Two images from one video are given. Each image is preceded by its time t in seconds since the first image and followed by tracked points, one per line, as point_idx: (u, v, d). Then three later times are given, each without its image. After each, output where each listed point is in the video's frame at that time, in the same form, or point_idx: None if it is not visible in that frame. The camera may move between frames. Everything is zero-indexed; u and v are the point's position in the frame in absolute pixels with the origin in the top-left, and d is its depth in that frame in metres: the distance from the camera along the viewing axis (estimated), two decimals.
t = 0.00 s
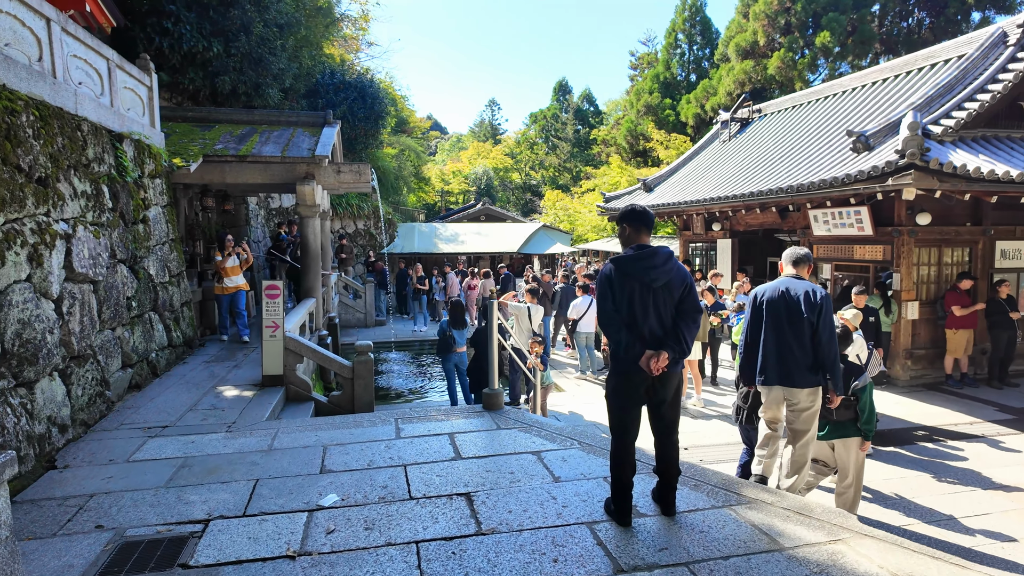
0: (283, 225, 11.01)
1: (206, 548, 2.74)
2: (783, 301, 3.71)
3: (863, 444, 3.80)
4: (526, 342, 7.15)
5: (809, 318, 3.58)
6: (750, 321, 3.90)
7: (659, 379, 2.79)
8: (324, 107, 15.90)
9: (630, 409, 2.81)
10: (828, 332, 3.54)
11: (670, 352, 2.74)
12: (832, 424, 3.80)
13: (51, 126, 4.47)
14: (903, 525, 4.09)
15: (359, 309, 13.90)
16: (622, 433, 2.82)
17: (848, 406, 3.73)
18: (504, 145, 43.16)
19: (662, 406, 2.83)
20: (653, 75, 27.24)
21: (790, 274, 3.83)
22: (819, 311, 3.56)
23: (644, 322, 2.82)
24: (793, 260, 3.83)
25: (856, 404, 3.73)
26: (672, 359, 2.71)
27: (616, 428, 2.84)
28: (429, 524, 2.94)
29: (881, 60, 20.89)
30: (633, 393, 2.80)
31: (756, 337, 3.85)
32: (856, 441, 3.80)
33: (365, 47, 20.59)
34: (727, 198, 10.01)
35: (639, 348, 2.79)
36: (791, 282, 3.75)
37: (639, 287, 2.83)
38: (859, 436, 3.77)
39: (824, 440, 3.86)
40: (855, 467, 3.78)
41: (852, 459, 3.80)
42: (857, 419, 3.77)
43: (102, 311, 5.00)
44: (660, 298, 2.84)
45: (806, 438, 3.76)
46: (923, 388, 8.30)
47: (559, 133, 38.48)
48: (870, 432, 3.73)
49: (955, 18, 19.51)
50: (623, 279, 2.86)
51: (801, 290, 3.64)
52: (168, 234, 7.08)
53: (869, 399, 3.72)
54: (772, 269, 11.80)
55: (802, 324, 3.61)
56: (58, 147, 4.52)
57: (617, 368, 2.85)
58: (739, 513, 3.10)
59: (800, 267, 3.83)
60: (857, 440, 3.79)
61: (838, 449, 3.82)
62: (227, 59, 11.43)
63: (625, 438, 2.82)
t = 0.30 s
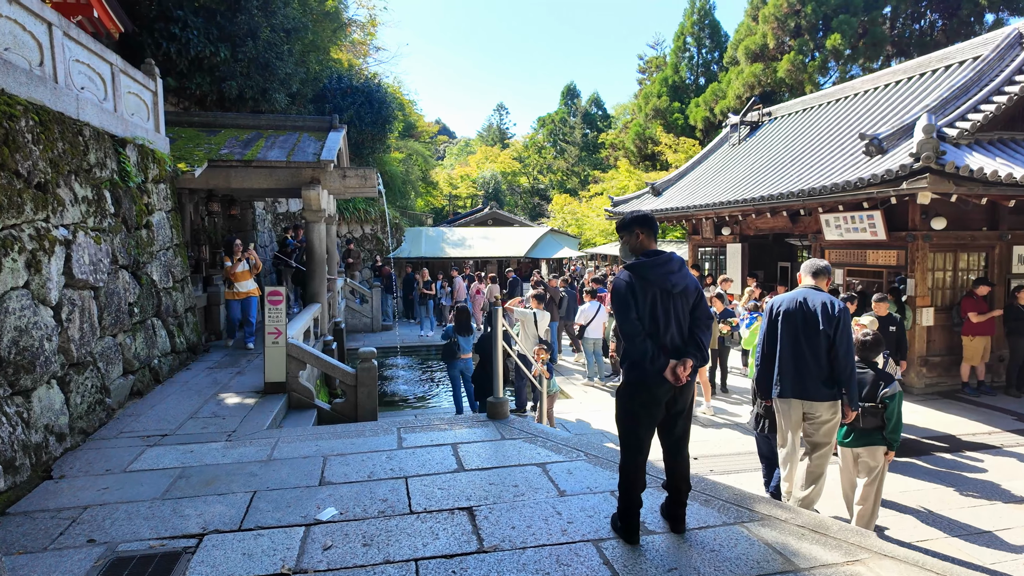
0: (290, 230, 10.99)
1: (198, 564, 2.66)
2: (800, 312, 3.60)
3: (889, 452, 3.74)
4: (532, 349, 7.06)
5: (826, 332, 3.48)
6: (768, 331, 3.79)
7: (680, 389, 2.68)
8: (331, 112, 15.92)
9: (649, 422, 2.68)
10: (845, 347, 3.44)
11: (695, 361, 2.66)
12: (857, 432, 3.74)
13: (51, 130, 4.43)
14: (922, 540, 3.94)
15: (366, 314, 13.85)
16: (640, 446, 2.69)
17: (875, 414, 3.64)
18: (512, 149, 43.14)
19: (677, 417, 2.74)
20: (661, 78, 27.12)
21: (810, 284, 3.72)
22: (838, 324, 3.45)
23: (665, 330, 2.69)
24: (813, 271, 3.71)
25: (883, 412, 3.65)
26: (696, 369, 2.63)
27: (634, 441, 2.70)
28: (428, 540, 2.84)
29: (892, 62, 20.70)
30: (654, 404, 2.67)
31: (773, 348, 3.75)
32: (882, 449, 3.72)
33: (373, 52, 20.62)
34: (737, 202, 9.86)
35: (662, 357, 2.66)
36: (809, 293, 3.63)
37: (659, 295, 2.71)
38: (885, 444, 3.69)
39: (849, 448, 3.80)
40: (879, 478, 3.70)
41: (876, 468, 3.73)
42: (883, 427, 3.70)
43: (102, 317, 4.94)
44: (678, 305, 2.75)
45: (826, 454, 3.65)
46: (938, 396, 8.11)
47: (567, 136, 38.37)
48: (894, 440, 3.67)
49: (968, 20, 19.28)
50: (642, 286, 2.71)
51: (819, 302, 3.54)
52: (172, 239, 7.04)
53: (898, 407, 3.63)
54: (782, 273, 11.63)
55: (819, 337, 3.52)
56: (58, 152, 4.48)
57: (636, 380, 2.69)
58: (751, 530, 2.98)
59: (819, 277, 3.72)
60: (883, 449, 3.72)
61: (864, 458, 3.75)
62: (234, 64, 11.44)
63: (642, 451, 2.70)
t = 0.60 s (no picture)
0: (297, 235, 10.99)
1: None
2: (807, 330, 3.58)
3: (918, 458, 3.70)
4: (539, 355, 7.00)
5: (833, 349, 3.45)
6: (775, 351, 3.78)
7: (705, 398, 2.67)
8: (339, 117, 15.95)
9: (679, 432, 2.61)
10: (851, 365, 3.40)
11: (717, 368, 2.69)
12: (883, 438, 3.74)
13: (59, 135, 4.43)
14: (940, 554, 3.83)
15: (373, 319, 13.83)
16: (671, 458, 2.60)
17: (897, 419, 3.65)
18: (519, 153, 43.15)
19: (697, 428, 2.70)
20: (669, 83, 27.05)
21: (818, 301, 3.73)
22: (845, 343, 3.42)
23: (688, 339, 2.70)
24: (821, 289, 3.74)
25: (907, 418, 3.65)
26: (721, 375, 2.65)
27: (666, 454, 2.60)
28: (433, 554, 2.78)
29: (903, 66, 20.55)
30: (684, 414, 2.60)
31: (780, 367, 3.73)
32: (909, 455, 3.70)
33: (381, 58, 20.69)
34: (746, 207, 9.77)
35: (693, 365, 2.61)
36: (816, 311, 3.61)
37: (678, 303, 2.69)
38: (912, 449, 3.67)
39: (877, 456, 3.80)
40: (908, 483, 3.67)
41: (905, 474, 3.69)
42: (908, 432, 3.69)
43: (108, 323, 4.92)
44: (694, 314, 2.75)
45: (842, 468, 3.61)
46: (952, 405, 7.96)
47: (575, 141, 38.35)
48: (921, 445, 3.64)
49: (980, 24, 19.14)
50: (665, 294, 2.66)
51: (828, 321, 3.51)
52: (179, 244, 7.03)
53: (920, 411, 3.62)
54: (792, 279, 11.50)
55: (826, 355, 3.49)
56: (65, 157, 4.48)
57: (668, 390, 2.60)
58: (764, 545, 2.89)
59: (826, 295, 3.75)
60: (911, 454, 3.69)
61: (891, 465, 3.74)
62: (242, 69, 11.47)
63: (670, 463, 2.62)
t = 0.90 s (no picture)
0: (299, 239, 10.97)
1: None
2: (823, 340, 3.61)
3: (938, 459, 3.73)
4: (542, 360, 6.96)
5: (847, 361, 3.57)
6: (783, 358, 3.76)
7: (701, 407, 2.66)
8: (342, 121, 15.97)
9: (678, 442, 2.59)
10: (861, 377, 3.57)
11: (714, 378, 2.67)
12: (901, 440, 3.78)
13: (61, 139, 4.42)
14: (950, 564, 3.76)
15: (375, 323, 13.81)
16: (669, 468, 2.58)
17: (916, 421, 3.69)
18: (522, 157, 43.18)
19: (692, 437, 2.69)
20: (672, 87, 27.05)
21: (820, 313, 3.76)
22: (856, 357, 3.57)
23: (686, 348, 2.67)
24: (822, 301, 3.74)
25: (925, 420, 3.68)
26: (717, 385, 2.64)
27: (664, 464, 2.58)
28: (435, 563, 2.73)
29: (907, 70, 20.51)
30: (682, 425, 2.58)
31: (789, 374, 3.72)
32: (930, 457, 3.74)
33: (384, 62, 20.74)
34: (750, 211, 9.74)
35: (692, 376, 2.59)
36: (824, 323, 3.69)
37: (678, 311, 2.67)
38: (932, 452, 3.71)
39: (895, 458, 3.84)
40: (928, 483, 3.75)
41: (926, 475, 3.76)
42: (927, 434, 3.73)
43: (109, 327, 4.89)
44: (692, 322, 2.74)
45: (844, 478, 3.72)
46: (959, 411, 7.87)
47: (577, 145, 38.35)
48: (941, 447, 3.67)
49: (984, 27, 19.06)
50: (667, 302, 2.64)
51: (840, 336, 3.60)
52: (181, 248, 7.01)
53: (938, 413, 3.65)
54: (797, 283, 11.43)
55: (837, 368, 3.57)
56: (67, 161, 4.47)
57: (667, 401, 2.57)
58: (773, 555, 2.84)
59: (827, 306, 3.79)
60: (930, 456, 3.75)
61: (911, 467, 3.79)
62: (245, 73, 11.48)
63: (669, 472, 2.59)
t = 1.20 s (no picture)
0: (300, 240, 10.96)
1: None
2: (837, 352, 3.59)
3: (958, 462, 3.75)
4: (543, 362, 6.94)
5: (858, 373, 3.60)
6: (795, 369, 3.68)
7: (686, 415, 2.65)
8: (344, 123, 15.97)
9: (662, 448, 2.60)
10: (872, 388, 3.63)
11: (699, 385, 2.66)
12: (922, 443, 3.78)
13: (62, 141, 4.41)
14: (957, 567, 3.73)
15: (376, 325, 13.80)
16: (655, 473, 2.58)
17: (938, 426, 3.69)
18: (524, 159, 43.16)
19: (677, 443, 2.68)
20: (674, 88, 27.03)
21: (829, 324, 3.68)
22: (867, 367, 3.60)
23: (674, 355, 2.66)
24: (830, 312, 3.67)
25: (948, 425, 3.68)
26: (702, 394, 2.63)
27: (649, 470, 2.58)
28: (437, 568, 2.71)
29: (910, 72, 20.48)
30: (665, 431, 2.58)
31: (804, 386, 3.63)
32: (950, 460, 3.75)
33: (386, 64, 20.76)
34: (752, 212, 9.71)
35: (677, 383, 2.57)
36: (836, 333, 3.66)
37: (669, 318, 2.66)
38: (954, 456, 3.72)
39: (915, 459, 3.83)
40: (946, 484, 3.78)
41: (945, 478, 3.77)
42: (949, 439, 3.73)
43: (110, 329, 4.88)
44: (682, 329, 2.72)
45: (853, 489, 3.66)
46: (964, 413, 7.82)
47: (579, 147, 38.35)
48: (962, 452, 3.69)
49: (987, 29, 19.02)
50: (659, 309, 2.62)
51: (853, 347, 3.60)
52: (182, 250, 6.99)
53: (961, 420, 3.65)
54: (799, 285, 11.39)
55: (851, 380, 3.59)
56: (68, 163, 4.46)
57: (652, 408, 2.56)
58: (778, 559, 2.81)
59: (836, 316, 3.71)
60: (951, 459, 3.76)
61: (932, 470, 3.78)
62: (247, 75, 11.49)
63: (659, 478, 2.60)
